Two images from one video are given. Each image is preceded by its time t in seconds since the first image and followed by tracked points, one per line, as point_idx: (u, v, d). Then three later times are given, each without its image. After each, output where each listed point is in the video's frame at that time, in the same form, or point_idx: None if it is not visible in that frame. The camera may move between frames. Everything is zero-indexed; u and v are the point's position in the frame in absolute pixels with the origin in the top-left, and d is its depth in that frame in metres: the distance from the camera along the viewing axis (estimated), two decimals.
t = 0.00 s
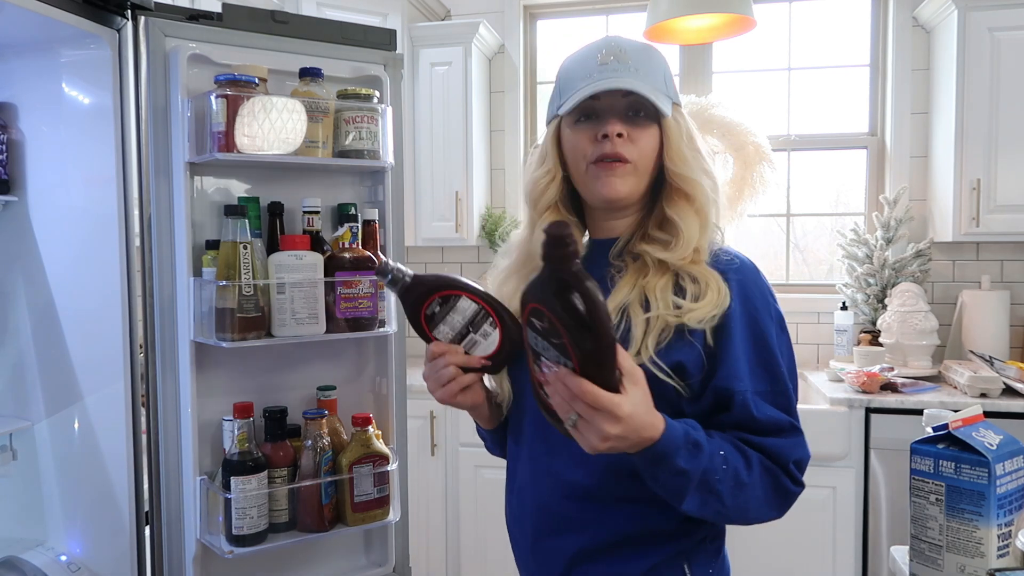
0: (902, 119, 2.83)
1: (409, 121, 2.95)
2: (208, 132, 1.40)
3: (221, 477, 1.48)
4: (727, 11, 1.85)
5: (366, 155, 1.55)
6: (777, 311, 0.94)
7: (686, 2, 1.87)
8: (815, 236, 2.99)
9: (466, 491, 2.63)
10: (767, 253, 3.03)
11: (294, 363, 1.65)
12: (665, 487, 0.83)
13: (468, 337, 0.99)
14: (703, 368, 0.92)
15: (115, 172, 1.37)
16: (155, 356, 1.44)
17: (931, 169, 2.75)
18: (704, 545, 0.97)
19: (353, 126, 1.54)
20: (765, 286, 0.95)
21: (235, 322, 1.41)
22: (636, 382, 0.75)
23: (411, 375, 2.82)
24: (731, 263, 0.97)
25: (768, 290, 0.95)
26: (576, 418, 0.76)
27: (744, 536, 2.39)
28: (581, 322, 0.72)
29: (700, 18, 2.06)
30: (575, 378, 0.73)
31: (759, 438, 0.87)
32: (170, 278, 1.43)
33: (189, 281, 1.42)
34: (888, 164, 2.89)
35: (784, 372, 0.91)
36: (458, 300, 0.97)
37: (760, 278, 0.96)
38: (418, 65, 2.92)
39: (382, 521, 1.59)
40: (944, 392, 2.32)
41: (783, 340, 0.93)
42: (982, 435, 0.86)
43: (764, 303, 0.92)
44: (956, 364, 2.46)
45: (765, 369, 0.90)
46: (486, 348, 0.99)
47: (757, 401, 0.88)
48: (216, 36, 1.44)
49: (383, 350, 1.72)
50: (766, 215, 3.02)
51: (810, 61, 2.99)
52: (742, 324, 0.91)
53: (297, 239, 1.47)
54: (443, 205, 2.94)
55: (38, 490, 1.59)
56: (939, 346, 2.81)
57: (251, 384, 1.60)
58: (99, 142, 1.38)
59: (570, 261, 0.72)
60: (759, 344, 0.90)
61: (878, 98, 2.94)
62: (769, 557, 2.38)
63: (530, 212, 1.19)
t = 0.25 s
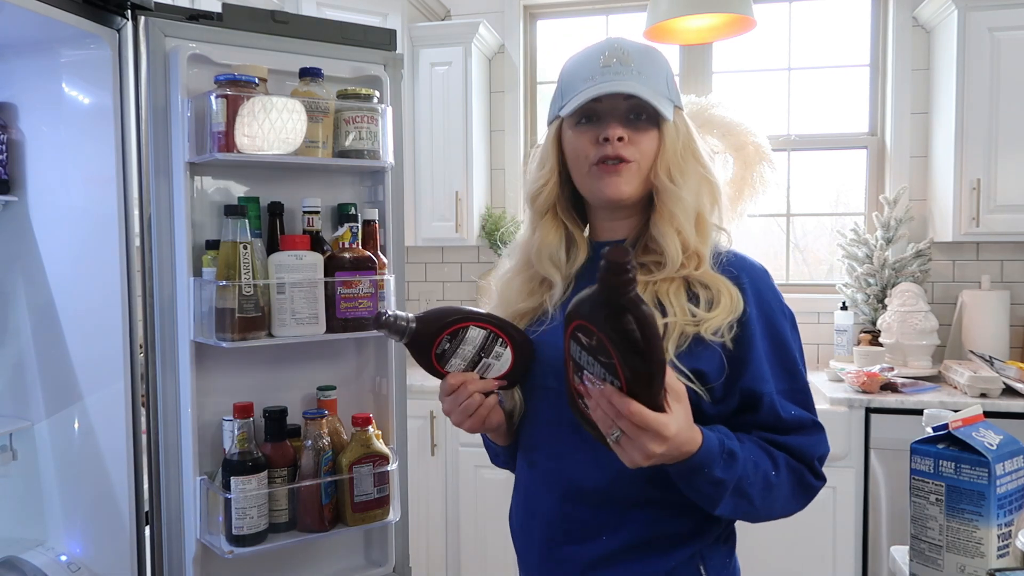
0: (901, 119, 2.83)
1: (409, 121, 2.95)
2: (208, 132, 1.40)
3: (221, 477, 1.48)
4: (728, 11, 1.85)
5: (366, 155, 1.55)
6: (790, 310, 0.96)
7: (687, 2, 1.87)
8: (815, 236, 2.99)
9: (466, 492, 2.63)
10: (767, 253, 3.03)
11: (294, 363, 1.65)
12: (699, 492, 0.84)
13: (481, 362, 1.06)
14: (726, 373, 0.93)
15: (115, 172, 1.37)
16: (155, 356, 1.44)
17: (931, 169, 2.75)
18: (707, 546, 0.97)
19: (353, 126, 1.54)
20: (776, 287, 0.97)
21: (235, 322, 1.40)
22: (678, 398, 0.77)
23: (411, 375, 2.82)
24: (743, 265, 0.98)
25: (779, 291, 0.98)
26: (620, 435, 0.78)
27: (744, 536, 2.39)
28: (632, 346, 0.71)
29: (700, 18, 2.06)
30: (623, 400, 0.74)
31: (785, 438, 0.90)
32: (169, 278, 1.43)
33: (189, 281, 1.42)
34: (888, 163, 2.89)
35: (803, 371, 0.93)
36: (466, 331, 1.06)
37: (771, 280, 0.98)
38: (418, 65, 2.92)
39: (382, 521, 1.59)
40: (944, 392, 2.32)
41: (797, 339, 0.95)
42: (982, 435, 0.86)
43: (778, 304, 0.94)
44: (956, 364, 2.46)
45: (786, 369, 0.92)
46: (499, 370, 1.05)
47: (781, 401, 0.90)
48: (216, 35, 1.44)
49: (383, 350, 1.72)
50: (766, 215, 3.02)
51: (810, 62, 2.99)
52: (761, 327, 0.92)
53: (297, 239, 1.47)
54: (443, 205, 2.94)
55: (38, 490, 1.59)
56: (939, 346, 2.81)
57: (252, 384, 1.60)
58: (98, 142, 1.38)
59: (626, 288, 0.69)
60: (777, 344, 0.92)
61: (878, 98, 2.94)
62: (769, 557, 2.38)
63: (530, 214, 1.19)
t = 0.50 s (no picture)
0: (901, 119, 2.83)
1: (409, 121, 2.95)
2: (208, 132, 1.40)
3: (221, 477, 1.48)
4: (728, 11, 1.85)
5: (366, 155, 1.55)
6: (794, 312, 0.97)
7: (687, 2, 1.87)
8: (815, 236, 2.99)
9: (466, 492, 2.63)
10: (767, 253, 3.03)
11: (294, 363, 1.65)
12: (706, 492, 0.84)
13: (483, 364, 1.06)
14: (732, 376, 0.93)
15: (115, 172, 1.37)
16: (155, 356, 1.44)
17: (931, 169, 2.75)
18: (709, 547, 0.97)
19: (353, 126, 1.54)
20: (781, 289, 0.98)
21: (235, 322, 1.41)
22: (691, 393, 0.76)
23: (411, 375, 2.82)
24: (747, 266, 0.99)
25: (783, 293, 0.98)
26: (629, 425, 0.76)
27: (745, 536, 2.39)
28: (649, 337, 0.69)
29: (700, 18, 2.06)
30: (634, 389, 0.73)
31: (791, 438, 0.90)
32: (169, 278, 1.43)
33: (189, 281, 1.42)
34: (888, 163, 2.89)
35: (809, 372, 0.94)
36: (469, 333, 1.05)
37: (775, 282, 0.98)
38: (418, 65, 2.92)
39: (382, 521, 1.59)
40: (944, 392, 2.32)
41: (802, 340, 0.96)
42: (982, 435, 0.86)
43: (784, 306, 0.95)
44: (956, 364, 2.46)
45: (793, 370, 0.92)
46: (501, 373, 1.05)
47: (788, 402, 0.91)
48: (216, 36, 1.44)
49: (383, 350, 1.72)
50: (766, 215, 3.02)
51: (810, 62, 2.99)
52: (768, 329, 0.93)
53: (297, 239, 1.47)
54: (443, 205, 2.94)
55: (38, 490, 1.59)
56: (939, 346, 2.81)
57: (252, 384, 1.60)
58: (99, 142, 1.38)
59: (649, 278, 0.68)
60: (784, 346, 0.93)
61: (878, 98, 2.94)
62: (769, 557, 2.38)
63: (530, 214, 1.20)
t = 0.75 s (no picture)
0: (901, 119, 2.83)
1: (409, 121, 2.95)
2: (208, 132, 1.40)
3: (221, 477, 1.48)
4: (728, 10, 1.85)
5: (366, 155, 1.55)
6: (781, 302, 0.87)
7: (686, 2, 1.87)
8: (815, 236, 2.99)
9: (466, 492, 2.63)
10: (767, 253, 3.03)
11: (293, 363, 1.65)
12: (668, 487, 0.79)
13: (472, 351, 1.06)
14: (703, 374, 0.86)
15: (115, 172, 1.37)
16: (155, 356, 1.44)
17: (931, 169, 2.75)
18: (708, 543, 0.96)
19: (353, 126, 1.54)
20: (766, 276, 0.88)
21: (235, 322, 1.41)
22: (644, 376, 0.62)
23: (411, 375, 2.82)
24: (725, 252, 0.87)
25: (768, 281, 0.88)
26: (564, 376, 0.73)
27: (745, 536, 2.39)
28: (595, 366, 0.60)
29: (700, 18, 2.06)
30: (574, 360, 0.59)
31: (770, 438, 0.82)
32: (170, 278, 1.43)
33: (189, 281, 1.42)
34: (888, 163, 2.89)
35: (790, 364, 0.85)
36: (456, 319, 1.05)
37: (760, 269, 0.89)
38: (418, 65, 2.92)
39: (382, 521, 1.59)
40: (944, 392, 2.32)
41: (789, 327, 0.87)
42: (982, 435, 0.86)
43: (768, 296, 0.86)
44: (956, 364, 2.46)
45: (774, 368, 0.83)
46: (489, 362, 1.05)
47: (767, 401, 0.84)
48: (216, 36, 1.44)
49: (382, 350, 1.71)
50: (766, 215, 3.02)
51: (810, 61, 2.99)
52: (741, 321, 0.84)
53: (297, 239, 1.47)
54: (443, 205, 2.94)
55: (37, 490, 1.59)
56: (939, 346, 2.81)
57: (252, 384, 1.60)
58: (99, 142, 1.38)
59: (594, 312, 0.55)
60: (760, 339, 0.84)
61: (878, 98, 2.94)
62: (770, 557, 2.38)
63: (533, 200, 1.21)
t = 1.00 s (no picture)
0: (901, 119, 2.83)
1: (409, 121, 2.95)
2: (208, 132, 1.40)
3: (221, 477, 1.48)
4: (728, 10, 1.85)
5: (366, 155, 1.55)
6: (706, 305, 0.75)
7: (686, 2, 1.87)
8: (815, 236, 2.99)
9: (465, 492, 2.63)
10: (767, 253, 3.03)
11: (293, 363, 1.65)
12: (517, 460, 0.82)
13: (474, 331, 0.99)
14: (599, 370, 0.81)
15: (115, 172, 1.37)
16: (155, 356, 1.44)
17: (931, 169, 2.75)
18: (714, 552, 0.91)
19: (353, 126, 1.54)
20: (697, 275, 0.77)
21: (235, 322, 1.41)
22: (478, 369, 0.84)
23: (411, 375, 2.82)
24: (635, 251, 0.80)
25: (700, 279, 0.77)
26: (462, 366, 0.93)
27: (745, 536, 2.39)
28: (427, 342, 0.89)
29: (700, 18, 2.06)
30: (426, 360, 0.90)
31: (625, 443, 0.74)
32: (170, 278, 1.43)
33: (189, 281, 1.42)
34: (888, 163, 2.89)
35: (684, 377, 0.73)
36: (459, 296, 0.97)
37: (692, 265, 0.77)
38: (418, 65, 2.92)
39: (382, 521, 1.59)
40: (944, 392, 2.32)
41: (712, 336, 0.74)
42: (982, 435, 0.86)
43: (681, 294, 0.75)
44: (956, 364, 2.46)
45: (656, 373, 0.74)
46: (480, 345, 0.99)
47: (644, 408, 0.74)
48: (216, 36, 1.44)
49: (383, 349, 1.71)
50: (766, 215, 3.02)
51: (810, 61, 2.99)
52: (632, 318, 0.76)
53: (297, 239, 1.47)
54: (443, 205, 2.94)
55: (37, 490, 1.59)
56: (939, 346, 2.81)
57: (252, 384, 1.60)
58: (98, 142, 1.38)
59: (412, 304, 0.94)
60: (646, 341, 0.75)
61: (878, 98, 2.94)
62: (770, 558, 2.38)
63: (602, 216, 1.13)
